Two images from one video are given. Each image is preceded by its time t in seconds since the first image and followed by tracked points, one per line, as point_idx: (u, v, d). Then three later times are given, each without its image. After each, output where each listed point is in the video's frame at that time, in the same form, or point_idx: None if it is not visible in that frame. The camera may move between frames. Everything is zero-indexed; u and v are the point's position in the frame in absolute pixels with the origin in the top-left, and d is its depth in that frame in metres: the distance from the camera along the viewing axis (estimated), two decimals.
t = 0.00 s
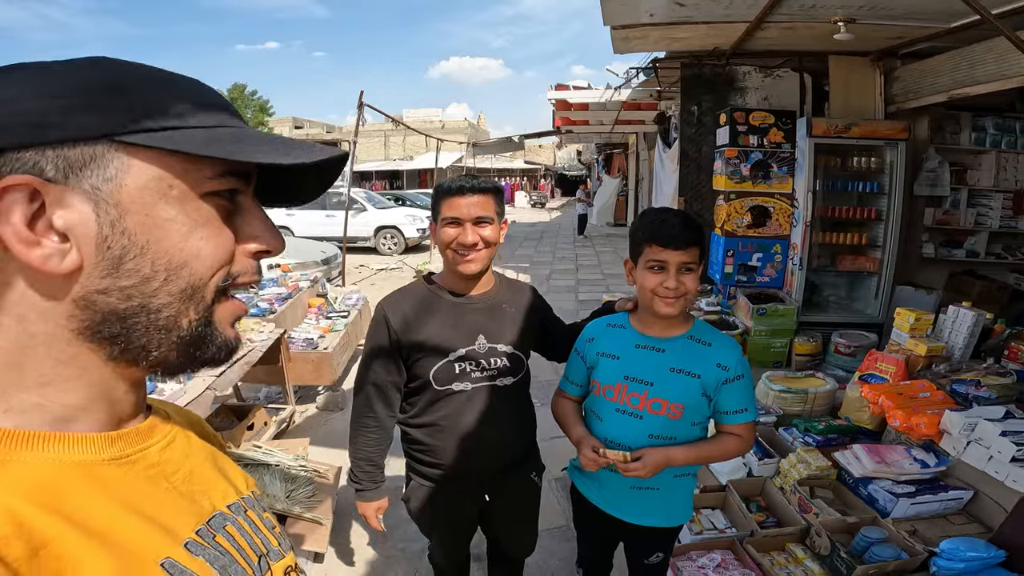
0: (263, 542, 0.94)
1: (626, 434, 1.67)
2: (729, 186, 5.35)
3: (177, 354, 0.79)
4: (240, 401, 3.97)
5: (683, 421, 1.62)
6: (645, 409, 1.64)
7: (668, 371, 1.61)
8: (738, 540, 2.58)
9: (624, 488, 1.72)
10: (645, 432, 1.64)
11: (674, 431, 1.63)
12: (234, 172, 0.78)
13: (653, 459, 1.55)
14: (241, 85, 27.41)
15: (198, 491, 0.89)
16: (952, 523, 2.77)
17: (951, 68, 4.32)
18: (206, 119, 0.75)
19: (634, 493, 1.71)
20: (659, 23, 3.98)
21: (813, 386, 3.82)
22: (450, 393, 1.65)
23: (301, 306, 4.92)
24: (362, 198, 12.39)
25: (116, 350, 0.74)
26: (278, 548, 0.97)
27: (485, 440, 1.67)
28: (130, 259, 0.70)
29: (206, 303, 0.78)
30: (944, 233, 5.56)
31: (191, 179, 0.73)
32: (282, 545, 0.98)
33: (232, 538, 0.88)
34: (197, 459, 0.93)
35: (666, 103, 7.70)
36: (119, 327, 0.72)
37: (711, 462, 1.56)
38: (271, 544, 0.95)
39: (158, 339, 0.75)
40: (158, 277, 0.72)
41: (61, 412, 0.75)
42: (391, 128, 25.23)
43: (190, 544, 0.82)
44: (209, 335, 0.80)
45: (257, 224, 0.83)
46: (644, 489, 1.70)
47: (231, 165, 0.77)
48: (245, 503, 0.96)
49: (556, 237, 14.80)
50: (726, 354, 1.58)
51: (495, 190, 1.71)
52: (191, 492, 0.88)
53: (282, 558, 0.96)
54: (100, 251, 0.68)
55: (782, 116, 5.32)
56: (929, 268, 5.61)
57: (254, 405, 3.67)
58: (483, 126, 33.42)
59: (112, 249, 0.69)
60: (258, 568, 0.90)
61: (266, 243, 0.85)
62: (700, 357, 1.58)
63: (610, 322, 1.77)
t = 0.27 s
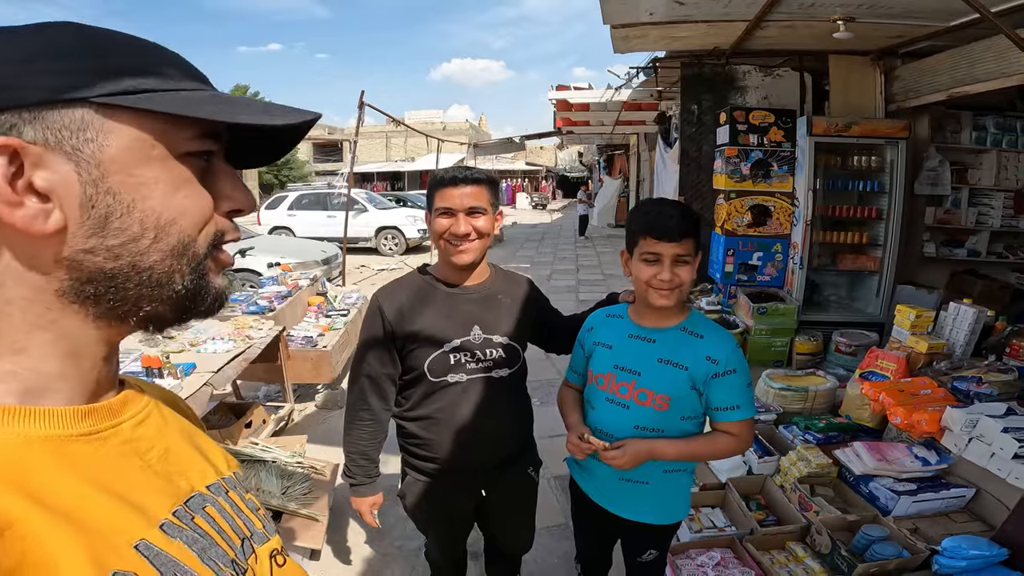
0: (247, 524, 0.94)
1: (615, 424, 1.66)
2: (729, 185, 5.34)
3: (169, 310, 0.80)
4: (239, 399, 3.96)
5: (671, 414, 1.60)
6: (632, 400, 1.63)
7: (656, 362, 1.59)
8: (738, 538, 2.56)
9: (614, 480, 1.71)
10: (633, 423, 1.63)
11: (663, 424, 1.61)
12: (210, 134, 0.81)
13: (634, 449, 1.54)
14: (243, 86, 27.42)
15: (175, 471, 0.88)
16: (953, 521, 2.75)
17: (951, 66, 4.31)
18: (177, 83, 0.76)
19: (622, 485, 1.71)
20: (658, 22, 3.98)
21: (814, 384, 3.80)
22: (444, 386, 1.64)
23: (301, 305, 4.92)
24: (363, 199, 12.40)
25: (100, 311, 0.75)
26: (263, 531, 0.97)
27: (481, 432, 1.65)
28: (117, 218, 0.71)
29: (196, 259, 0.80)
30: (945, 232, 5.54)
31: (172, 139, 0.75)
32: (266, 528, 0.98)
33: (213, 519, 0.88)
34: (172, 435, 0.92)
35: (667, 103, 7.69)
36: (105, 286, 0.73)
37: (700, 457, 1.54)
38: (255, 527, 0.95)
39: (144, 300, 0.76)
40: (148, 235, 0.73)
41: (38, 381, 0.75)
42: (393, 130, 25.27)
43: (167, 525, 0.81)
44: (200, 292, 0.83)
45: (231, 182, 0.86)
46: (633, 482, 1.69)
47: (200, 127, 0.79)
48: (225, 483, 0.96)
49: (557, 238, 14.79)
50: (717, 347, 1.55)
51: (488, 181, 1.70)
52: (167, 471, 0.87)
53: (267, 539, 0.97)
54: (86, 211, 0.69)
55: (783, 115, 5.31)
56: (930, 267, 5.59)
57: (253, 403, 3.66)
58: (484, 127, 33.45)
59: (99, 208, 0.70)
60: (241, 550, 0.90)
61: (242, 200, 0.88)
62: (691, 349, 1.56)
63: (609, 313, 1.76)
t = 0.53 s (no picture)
0: (222, 525, 0.92)
1: (613, 428, 1.64)
2: (731, 185, 5.31)
3: (107, 300, 0.76)
4: (238, 399, 3.94)
5: (670, 417, 1.57)
6: (631, 403, 1.60)
7: (655, 364, 1.57)
8: (740, 541, 2.53)
9: (611, 484, 1.68)
10: (631, 426, 1.61)
11: (661, 427, 1.58)
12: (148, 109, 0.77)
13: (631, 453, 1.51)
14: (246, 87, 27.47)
15: (136, 473, 0.85)
16: (959, 524, 2.71)
17: (955, 66, 4.27)
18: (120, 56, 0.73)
19: (620, 490, 1.67)
20: (660, 21, 3.95)
21: (817, 386, 3.76)
22: (440, 386, 1.61)
23: (301, 305, 4.90)
24: (365, 200, 12.40)
25: (29, 303, 0.70)
26: (240, 531, 0.96)
27: (477, 433, 1.63)
28: (47, 200, 0.67)
29: (134, 245, 0.75)
30: (950, 233, 5.49)
31: (106, 114, 0.71)
32: (243, 529, 0.97)
33: (183, 522, 0.86)
34: (132, 434, 0.88)
35: (670, 104, 7.67)
36: (34, 275, 0.68)
37: (699, 460, 1.51)
38: (231, 528, 0.94)
39: (75, 289, 0.72)
40: (80, 218, 0.69)
41: None
42: (396, 131, 25.29)
43: (132, 531, 0.79)
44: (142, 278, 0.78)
45: (172, 161, 0.82)
46: (631, 486, 1.65)
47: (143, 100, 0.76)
48: (194, 485, 0.93)
49: (559, 239, 14.76)
50: (717, 348, 1.52)
51: (483, 178, 1.67)
52: (129, 474, 0.84)
53: (244, 539, 0.96)
54: (13, 192, 0.65)
55: (786, 115, 5.27)
56: (934, 268, 5.55)
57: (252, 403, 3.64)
58: (487, 129, 33.47)
59: (27, 189, 0.66)
60: (216, 554, 0.88)
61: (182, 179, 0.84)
62: (690, 350, 1.53)
63: (606, 314, 1.73)
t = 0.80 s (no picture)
0: (200, 537, 0.87)
1: (613, 436, 1.61)
2: (735, 187, 5.28)
3: (81, 307, 0.76)
4: (239, 402, 3.93)
5: (671, 425, 1.54)
6: (631, 411, 1.57)
7: (655, 371, 1.54)
8: (743, 546, 2.49)
9: (612, 492, 1.64)
10: (632, 435, 1.58)
11: (663, 435, 1.55)
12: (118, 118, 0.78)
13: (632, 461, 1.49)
14: (250, 89, 27.55)
15: (107, 487, 0.80)
16: (966, 529, 2.68)
17: (961, 66, 4.23)
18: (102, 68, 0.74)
19: (621, 498, 1.64)
20: (663, 22, 3.92)
21: (822, 389, 3.73)
22: (438, 390, 1.59)
23: (302, 307, 4.88)
24: (368, 201, 12.41)
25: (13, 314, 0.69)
26: (219, 542, 0.90)
27: (476, 439, 1.61)
28: (39, 207, 0.67)
29: (109, 253, 0.76)
30: (956, 235, 5.44)
31: (88, 125, 0.72)
32: (223, 539, 0.91)
33: (160, 536, 0.82)
34: (99, 445, 0.82)
35: (673, 105, 7.63)
36: (19, 283, 0.67)
37: (701, 469, 1.48)
38: (210, 539, 0.88)
39: (56, 297, 0.71)
40: (69, 225, 0.69)
41: None
42: (399, 132, 25.32)
43: (107, 548, 0.76)
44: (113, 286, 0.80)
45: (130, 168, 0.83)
46: (631, 494, 1.62)
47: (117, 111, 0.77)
48: (169, 496, 0.89)
49: (562, 241, 14.73)
50: (717, 356, 1.49)
51: (480, 180, 1.65)
52: (99, 488, 0.79)
53: (226, 549, 0.90)
54: (8, 198, 0.65)
55: (790, 116, 5.23)
56: (940, 270, 5.49)
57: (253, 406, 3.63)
58: (490, 130, 33.48)
59: (21, 195, 0.66)
60: (196, 569, 0.84)
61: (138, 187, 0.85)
62: (690, 357, 1.50)
63: (605, 320, 1.71)
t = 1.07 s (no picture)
0: (178, 539, 0.85)
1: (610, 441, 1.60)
2: (738, 188, 5.26)
3: (64, 316, 0.78)
4: (240, 403, 3.93)
5: (667, 430, 1.53)
6: (628, 416, 1.56)
7: (652, 376, 1.53)
8: (744, 550, 2.47)
9: (610, 496, 1.62)
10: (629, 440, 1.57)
11: (661, 440, 1.54)
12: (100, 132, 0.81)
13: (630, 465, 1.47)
14: (254, 90, 27.63)
15: (86, 490, 0.79)
16: (969, 533, 2.65)
17: (965, 66, 4.20)
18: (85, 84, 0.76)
19: (619, 503, 1.62)
20: (665, 22, 3.91)
21: (825, 391, 3.70)
22: (435, 394, 1.58)
23: (304, 308, 4.88)
24: (371, 202, 12.42)
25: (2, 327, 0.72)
26: (196, 544, 0.88)
27: (473, 442, 1.60)
28: (30, 220, 0.69)
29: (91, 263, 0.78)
30: (961, 236, 5.40)
31: (76, 139, 0.74)
32: (200, 541, 0.89)
33: (139, 538, 0.81)
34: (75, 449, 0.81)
35: (676, 106, 7.62)
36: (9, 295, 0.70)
37: (700, 473, 1.47)
38: (187, 541, 0.86)
39: (42, 307, 0.73)
40: (59, 239, 0.71)
41: None
42: (402, 133, 25.37)
43: (90, 550, 0.75)
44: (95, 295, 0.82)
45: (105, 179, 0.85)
46: (630, 498, 1.60)
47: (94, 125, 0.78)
48: (145, 500, 0.87)
49: (565, 242, 14.72)
50: (715, 360, 1.47)
51: (475, 182, 1.65)
52: (78, 490, 0.78)
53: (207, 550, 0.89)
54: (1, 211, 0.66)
55: (793, 116, 5.21)
56: (945, 271, 5.45)
57: (254, 407, 3.63)
58: (493, 132, 33.50)
59: (15, 208, 0.68)
60: (176, 570, 0.82)
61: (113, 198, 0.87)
62: (687, 362, 1.49)
63: (601, 325, 1.70)
